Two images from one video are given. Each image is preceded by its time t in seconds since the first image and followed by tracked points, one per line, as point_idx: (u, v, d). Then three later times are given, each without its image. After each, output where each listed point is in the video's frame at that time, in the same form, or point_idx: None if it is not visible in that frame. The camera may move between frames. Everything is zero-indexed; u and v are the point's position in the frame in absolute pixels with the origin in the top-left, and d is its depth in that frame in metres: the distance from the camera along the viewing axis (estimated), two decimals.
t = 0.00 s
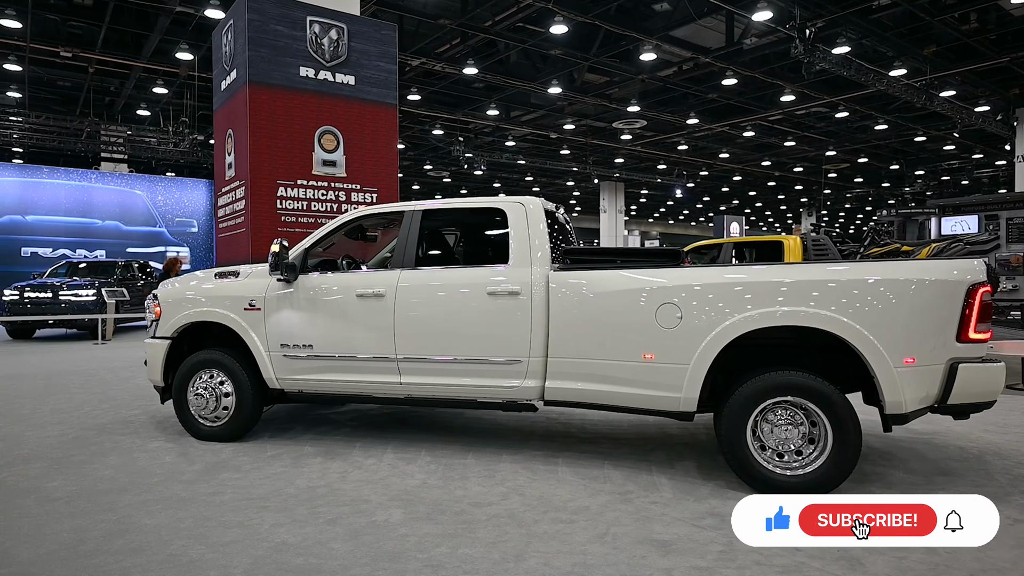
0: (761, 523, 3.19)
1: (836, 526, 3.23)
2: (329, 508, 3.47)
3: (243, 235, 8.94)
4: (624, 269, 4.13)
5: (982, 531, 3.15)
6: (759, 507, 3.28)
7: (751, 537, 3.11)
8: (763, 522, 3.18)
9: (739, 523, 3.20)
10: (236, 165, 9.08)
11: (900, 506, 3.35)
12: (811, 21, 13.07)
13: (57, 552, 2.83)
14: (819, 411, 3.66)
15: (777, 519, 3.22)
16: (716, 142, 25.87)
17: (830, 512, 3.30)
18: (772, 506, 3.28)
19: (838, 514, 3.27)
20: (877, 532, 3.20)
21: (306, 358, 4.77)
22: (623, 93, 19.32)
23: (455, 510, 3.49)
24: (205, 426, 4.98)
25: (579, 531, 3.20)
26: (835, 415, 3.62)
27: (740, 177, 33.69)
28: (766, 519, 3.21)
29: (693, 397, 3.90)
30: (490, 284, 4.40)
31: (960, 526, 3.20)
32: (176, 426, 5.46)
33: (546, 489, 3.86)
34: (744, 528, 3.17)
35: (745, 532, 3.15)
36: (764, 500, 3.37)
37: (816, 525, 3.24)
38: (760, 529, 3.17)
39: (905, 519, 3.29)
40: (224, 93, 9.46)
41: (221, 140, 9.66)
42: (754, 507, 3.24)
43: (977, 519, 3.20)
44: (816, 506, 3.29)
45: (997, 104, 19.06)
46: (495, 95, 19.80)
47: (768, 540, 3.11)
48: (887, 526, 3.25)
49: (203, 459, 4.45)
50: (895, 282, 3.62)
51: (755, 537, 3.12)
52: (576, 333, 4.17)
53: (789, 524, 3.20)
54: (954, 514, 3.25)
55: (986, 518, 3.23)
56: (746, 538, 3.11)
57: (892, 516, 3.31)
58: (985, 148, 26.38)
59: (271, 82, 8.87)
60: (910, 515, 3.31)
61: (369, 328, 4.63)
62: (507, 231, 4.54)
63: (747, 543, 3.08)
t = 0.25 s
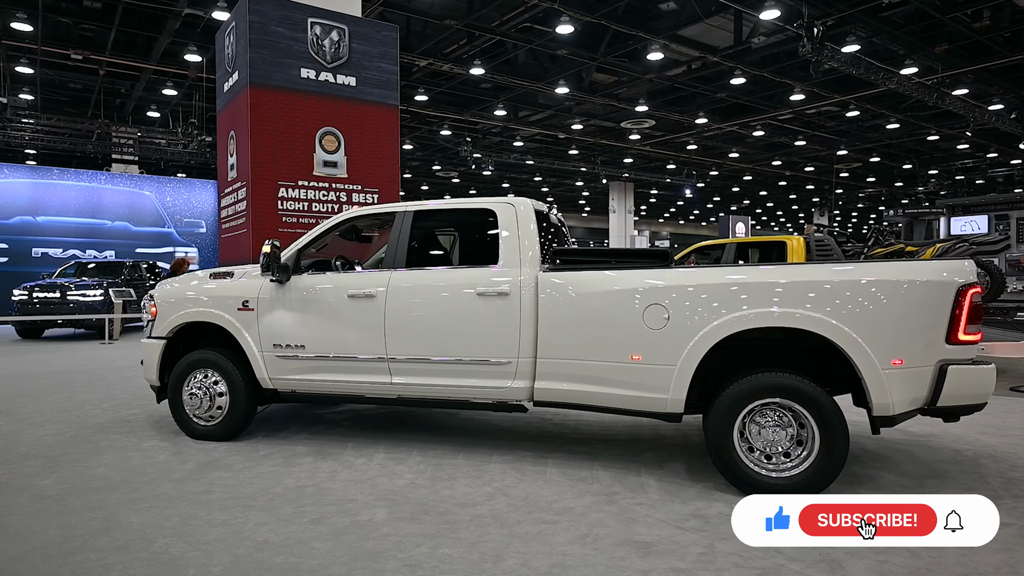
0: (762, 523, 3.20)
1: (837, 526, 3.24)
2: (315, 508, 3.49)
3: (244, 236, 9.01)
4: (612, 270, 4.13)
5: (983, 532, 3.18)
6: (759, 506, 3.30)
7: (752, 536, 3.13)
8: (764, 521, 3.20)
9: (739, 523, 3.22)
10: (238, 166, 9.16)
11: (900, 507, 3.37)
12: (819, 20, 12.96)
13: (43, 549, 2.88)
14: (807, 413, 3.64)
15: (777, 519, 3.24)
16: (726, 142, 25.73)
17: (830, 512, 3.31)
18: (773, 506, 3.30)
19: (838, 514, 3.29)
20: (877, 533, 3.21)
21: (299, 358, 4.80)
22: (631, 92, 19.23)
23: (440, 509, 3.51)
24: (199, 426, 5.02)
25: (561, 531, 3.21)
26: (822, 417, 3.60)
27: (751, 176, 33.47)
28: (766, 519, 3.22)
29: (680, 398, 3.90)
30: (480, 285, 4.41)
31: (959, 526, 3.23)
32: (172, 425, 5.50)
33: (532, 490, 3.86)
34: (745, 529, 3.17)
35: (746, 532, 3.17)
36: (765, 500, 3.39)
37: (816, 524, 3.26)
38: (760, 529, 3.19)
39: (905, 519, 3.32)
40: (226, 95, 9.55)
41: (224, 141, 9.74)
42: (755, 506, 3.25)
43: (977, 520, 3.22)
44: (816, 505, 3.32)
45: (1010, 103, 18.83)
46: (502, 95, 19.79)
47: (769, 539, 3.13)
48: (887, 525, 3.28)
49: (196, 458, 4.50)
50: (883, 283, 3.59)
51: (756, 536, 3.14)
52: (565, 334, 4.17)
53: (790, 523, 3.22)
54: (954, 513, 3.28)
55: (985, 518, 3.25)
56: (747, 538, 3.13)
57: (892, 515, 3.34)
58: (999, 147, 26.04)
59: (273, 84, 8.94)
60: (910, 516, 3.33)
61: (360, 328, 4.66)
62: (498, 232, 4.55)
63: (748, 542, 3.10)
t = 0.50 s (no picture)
0: (761, 524, 3.19)
1: (837, 526, 3.24)
2: (297, 507, 3.52)
3: (243, 236, 9.07)
4: (598, 270, 4.14)
5: (982, 533, 3.18)
6: (759, 506, 3.28)
7: (751, 538, 3.13)
8: (763, 522, 3.19)
9: (739, 524, 3.21)
10: (237, 167, 9.22)
11: (900, 506, 3.36)
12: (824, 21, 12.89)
13: (24, 547, 2.93)
14: (789, 414, 3.64)
15: (777, 519, 3.23)
16: (733, 143, 25.65)
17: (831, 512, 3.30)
18: (773, 505, 3.28)
19: (838, 514, 3.27)
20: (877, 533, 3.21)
21: (289, 357, 4.83)
22: (636, 93, 19.18)
23: (421, 509, 3.53)
24: (190, 425, 5.07)
25: (538, 531, 3.22)
26: (804, 418, 3.60)
27: (758, 177, 33.35)
28: (766, 520, 3.21)
29: (663, 399, 3.90)
30: (467, 286, 4.43)
31: (960, 526, 3.22)
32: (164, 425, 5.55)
33: (514, 490, 3.88)
34: (745, 530, 3.17)
35: (745, 533, 3.17)
36: (765, 498, 3.37)
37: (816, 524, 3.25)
38: (760, 529, 3.18)
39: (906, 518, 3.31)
40: (226, 96, 9.61)
41: (224, 142, 9.81)
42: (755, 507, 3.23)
43: (977, 520, 3.22)
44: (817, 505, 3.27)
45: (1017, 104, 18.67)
46: (507, 96, 19.81)
47: (768, 540, 3.13)
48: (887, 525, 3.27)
49: (185, 456, 4.54)
50: (865, 284, 3.60)
51: (755, 537, 3.14)
52: (550, 335, 4.19)
53: (790, 523, 3.20)
54: (955, 513, 3.27)
55: (986, 518, 3.24)
56: (747, 539, 3.13)
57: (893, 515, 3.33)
58: (1008, 148, 25.81)
59: (271, 85, 9.00)
60: (911, 515, 3.32)
61: (349, 328, 4.69)
62: (486, 233, 4.57)
63: (747, 544, 3.10)
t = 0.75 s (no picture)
0: (762, 524, 3.26)
1: (836, 526, 3.31)
2: (281, 507, 3.56)
3: (242, 238, 9.15)
4: (582, 274, 4.17)
5: (982, 532, 3.24)
6: (760, 507, 3.36)
7: (751, 537, 3.20)
8: (763, 522, 3.26)
9: (739, 523, 3.29)
10: (237, 169, 9.30)
11: (900, 507, 3.43)
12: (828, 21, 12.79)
13: (10, 546, 2.99)
14: (770, 417, 3.65)
15: (777, 519, 3.30)
16: (741, 143, 25.55)
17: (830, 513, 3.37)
18: (773, 506, 3.35)
19: (838, 514, 3.35)
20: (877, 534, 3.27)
21: (279, 359, 4.88)
22: (642, 94, 19.12)
23: (403, 510, 3.57)
24: (183, 425, 5.12)
25: (518, 532, 3.26)
26: (785, 421, 3.61)
27: (766, 178, 33.22)
28: (766, 519, 3.29)
29: (646, 402, 3.94)
30: (454, 288, 4.46)
31: (959, 526, 3.29)
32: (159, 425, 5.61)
33: (498, 491, 3.91)
34: (745, 529, 3.24)
35: (745, 532, 3.24)
36: (766, 499, 3.44)
37: (816, 525, 3.32)
38: (760, 529, 3.25)
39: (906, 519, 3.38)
40: (226, 98, 9.70)
41: (225, 144, 9.89)
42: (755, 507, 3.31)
43: (976, 519, 3.28)
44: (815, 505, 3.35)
45: None
46: (513, 96, 19.80)
47: (768, 540, 3.19)
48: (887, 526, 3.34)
49: (177, 456, 4.60)
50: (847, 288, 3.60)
51: (756, 536, 3.21)
52: (535, 337, 4.23)
53: (789, 524, 3.27)
54: (954, 513, 3.34)
55: (986, 518, 3.31)
56: (746, 538, 3.20)
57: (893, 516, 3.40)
58: (1019, 148, 25.54)
59: (271, 87, 9.07)
60: (910, 516, 3.39)
61: (338, 330, 4.74)
62: (474, 236, 4.61)
63: (747, 543, 3.17)
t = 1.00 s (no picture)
0: (762, 523, 3.21)
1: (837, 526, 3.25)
2: (281, 502, 3.61)
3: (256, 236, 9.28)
4: (583, 270, 4.16)
5: (983, 532, 3.19)
6: (760, 506, 3.31)
7: (752, 537, 3.15)
8: (763, 522, 3.21)
9: (739, 523, 3.23)
10: (251, 168, 9.43)
11: (901, 506, 3.37)
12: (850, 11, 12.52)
13: (16, 537, 3.08)
14: (771, 414, 3.61)
15: (777, 519, 3.24)
16: (762, 137, 25.18)
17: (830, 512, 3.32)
18: (773, 506, 3.30)
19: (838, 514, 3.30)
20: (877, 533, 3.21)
21: (285, 356, 4.95)
22: (660, 88, 18.92)
23: (401, 505, 3.59)
24: (193, 420, 5.21)
25: (511, 529, 3.26)
26: (785, 419, 3.57)
27: (789, 172, 32.71)
28: (766, 519, 3.23)
29: (645, 398, 3.92)
30: (455, 285, 4.47)
31: (960, 526, 3.24)
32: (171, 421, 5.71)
33: (497, 488, 3.92)
34: (746, 529, 3.19)
35: (746, 532, 3.19)
36: (767, 499, 3.39)
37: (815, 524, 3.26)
38: (760, 529, 3.19)
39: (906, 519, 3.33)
40: (240, 98, 9.82)
41: (239, 144, 10.02)
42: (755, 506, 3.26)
43: (977, 519, 3.23)
44: (816, 503, 3.29)
45: None
46: (530, 93, 19.74)
47: (768, 540, 3.14)
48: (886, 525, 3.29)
49: (185, 451, 4.68)
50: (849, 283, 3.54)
51: (756, 536, 3.15)
52: (535, 334, 4.22)
53: (790, 523, 3.22)
54: (954, 513, 3.29)
55: (986, 518, 3.26)
56: (747, 538, 3.15)
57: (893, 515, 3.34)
58: None
59: (283, 87, 9.17)
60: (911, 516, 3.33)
61: (341, 326, 4.78)
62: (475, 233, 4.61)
63: (747, 543, 3.12)
